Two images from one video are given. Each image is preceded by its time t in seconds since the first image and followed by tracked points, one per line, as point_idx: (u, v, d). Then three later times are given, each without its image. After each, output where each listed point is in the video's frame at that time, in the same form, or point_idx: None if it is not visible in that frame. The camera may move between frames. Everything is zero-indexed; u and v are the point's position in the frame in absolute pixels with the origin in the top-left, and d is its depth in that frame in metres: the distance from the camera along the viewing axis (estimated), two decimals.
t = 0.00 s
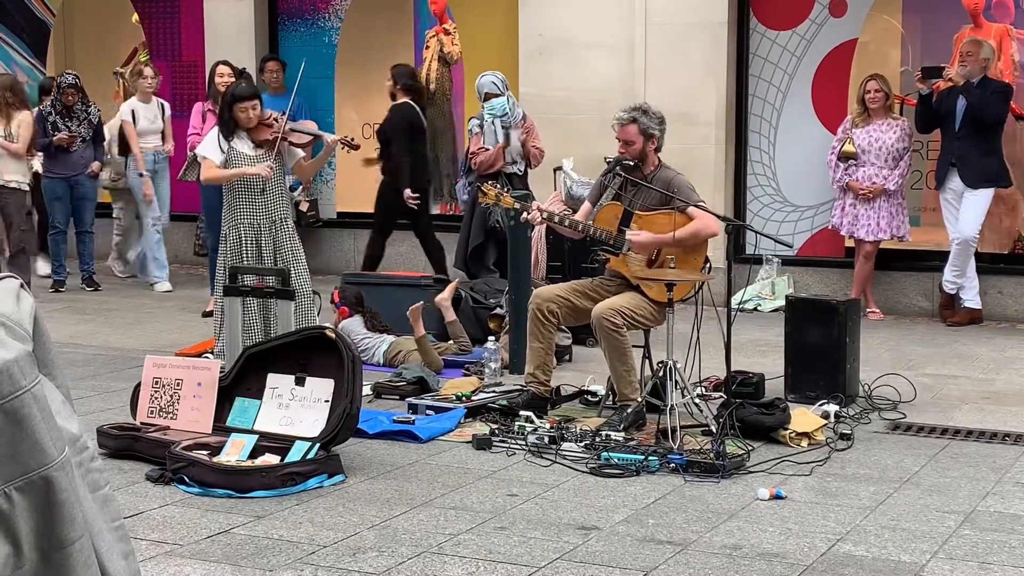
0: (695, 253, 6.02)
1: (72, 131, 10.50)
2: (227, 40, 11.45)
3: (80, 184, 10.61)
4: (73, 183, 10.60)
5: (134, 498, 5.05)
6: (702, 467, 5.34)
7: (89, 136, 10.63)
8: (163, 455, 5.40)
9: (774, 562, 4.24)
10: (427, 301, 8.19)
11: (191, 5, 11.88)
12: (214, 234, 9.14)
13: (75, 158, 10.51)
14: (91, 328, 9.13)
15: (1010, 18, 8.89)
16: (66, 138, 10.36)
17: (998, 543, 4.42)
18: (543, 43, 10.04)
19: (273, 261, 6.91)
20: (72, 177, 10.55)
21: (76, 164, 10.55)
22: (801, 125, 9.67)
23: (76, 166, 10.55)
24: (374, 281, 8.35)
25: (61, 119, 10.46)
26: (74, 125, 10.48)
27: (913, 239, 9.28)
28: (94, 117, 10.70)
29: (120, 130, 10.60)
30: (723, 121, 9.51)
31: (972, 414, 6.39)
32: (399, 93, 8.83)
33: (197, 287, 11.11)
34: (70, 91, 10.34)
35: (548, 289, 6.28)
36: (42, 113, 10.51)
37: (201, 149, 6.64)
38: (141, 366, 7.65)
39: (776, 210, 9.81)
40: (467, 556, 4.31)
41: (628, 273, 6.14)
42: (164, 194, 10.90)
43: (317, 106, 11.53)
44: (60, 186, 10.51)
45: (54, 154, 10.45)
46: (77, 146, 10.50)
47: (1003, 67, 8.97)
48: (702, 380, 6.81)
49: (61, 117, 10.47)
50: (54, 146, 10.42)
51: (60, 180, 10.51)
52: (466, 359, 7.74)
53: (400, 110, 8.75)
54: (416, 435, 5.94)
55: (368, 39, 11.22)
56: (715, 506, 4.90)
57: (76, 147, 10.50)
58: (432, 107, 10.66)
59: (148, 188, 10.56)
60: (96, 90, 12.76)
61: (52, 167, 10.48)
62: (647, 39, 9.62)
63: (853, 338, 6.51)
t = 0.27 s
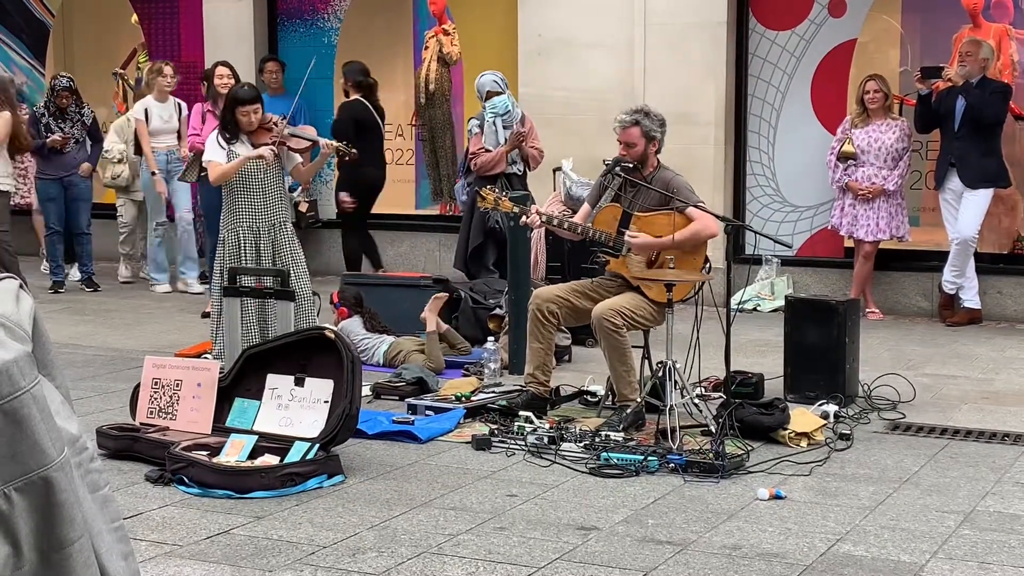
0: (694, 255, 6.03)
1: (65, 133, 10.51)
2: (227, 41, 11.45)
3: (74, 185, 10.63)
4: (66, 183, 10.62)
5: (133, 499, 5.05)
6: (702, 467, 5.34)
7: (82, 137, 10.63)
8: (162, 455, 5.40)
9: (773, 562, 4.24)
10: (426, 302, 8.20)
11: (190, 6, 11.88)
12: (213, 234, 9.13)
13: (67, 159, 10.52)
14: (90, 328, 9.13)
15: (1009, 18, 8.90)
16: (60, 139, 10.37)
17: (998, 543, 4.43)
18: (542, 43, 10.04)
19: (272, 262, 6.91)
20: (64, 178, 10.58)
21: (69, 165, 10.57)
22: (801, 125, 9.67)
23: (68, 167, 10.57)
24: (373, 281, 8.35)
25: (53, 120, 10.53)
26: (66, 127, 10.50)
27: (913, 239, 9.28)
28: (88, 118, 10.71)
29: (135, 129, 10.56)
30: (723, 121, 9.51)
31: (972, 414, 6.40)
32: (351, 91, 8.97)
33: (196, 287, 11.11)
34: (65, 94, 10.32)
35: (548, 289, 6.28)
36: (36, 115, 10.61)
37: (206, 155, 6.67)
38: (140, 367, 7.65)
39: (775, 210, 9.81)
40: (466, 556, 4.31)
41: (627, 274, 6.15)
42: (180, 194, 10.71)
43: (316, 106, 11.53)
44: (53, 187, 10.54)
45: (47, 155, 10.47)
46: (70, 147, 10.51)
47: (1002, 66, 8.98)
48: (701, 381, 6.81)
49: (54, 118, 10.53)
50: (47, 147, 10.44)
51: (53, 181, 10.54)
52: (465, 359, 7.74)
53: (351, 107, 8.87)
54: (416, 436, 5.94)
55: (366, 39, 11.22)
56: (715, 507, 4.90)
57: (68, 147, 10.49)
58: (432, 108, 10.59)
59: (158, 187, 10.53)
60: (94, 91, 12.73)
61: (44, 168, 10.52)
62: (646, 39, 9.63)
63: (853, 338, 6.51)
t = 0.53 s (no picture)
0: (693, 254, 6.03)
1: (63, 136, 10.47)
2: (226, 42, 11.45)
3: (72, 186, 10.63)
4: (65, 185, 10.62)
5: (133, 500, 5.05)
6: (701, 469, 5.34)
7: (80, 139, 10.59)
8: (162, 456, 5.41)
9: (773, 563, 4.24)
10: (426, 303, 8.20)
11: (189, 7, 11.89)
12: (213, 235, 9.14)
13: (66, 162, 10.52)
14: (90, 329, 9.13)
15: (1008, 19, 8.90)
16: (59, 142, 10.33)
17: (998, 543, 4.43)
18: (542, 44, 10.05)
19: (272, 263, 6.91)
20: (63, 179, 10.58)
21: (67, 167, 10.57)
22: (800, 125, 9.67)
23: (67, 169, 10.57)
24: (373, 282, 8.35)
25: (51, 123, 10.45)
26: (64, 130, 10.45)
27: (912, 240, 9.28)
28: (85, 119, 10.66)
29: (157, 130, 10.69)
30: (723, 122, 9.52)
31: (971, 415, 6.40)
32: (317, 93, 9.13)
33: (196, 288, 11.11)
34: (61, 96, 10.31)
35: (548, 290, 6.29)
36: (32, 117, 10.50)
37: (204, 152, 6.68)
38: (140, 368, 7.65)
39: (774, 211, 9.81)
40: (466, 557, 4.31)
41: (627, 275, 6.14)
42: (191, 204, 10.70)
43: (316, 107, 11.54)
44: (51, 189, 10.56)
45: (44, 158, 10.46)
46: (69, 150, 10.49)
47: (1002, 67, 8.99)
48: (701, 382, 6.82)
49: (51, 121, 10.46)
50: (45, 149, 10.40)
51: (52, 183, 10.56)
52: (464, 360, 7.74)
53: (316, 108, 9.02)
54: (415, 437, 5.94)
55: (366, 40, 11.23)
56: (715, 507, 4.90)
57: (67, 150, 10.48)
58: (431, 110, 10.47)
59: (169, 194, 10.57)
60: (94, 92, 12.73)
61: (43, 171, 10.52)
62: (646, 40, 9.63)
63: (853, 339, 6.51)
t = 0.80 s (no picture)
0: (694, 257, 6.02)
1: (67, 138, 10.50)
2: (226, 44, 11.45)
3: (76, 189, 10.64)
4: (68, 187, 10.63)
5: (133, 502, 5.04)
6: (701, 470, 5.34)
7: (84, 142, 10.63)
8: (162, 458, 5.40)
9: (774, 564, 4.24)
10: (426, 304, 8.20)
11: (189, 8, 11.88)
12: (214, 237, 9.13)
13: (71, 165, 10.52)
14: (90, 331, 9.13)
15: (1009, 20, 8.89)
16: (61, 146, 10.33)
17: (998, 545, 4.43)
18: (542, 46, 10.05)
19: (272, 264, 6.91)
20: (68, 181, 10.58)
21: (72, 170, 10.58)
22: (800, 127, 9.67)
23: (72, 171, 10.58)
24: (373, 284, 8.34)
25: (56, 125, 10.46)
26: (70, 133, 10.48)
27: (913, 241, 9.28)
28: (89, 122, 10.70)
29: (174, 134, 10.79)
30: (722, 124, 9.52)
31: (971, 417, 6.39)
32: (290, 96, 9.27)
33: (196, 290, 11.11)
34: (66, 96, 10.32)
35: (548, 291, 6.29)
36: (35, 118, 10.46)
37: (203, 159, 6.64)
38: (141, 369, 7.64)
39: (775, 213, 9.81)
40: (466, 559, 4.31)
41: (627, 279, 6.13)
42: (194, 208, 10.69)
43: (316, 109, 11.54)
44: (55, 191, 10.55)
45: (49, 160, 10.46)
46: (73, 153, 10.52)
47: (1002, 69, 8.99)
48: (701, 383, 6.82)
49: (56, 123, 10.47)
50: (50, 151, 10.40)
51: (56, 185, 10.56)
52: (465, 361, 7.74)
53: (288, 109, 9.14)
54: (415, 439, 5.94)
55: (366, 41, 11.22)
56: (714, 509, 4.90)
57: (72, 152, 10.49)
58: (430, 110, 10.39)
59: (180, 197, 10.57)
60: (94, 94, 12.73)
61: (46, 173, 10.52)
62: (645, 41, 9.63)
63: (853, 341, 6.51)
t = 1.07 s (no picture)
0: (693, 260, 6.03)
1: (71, 139, 10.55)
2: (227, 46, 11.45)
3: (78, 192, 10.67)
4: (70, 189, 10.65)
5: (133, 503, 5.04)
6: (701, 472, 5.34)
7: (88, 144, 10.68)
8: (162, 459, 5.40)
9: (774, 567, 4.23)
10: (426, 306, 8.20)
11: (190, 10, 11.89)
12: (215, 238, 9.14)
13: (72, 166, 10.56)
14: (90, 333, 9.13)
15: (1009, 23, 8.90)
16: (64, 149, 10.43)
17: (998, 547, 4.43)
18: (542, 48, 10.05)
19: (273, 266, 6.90)
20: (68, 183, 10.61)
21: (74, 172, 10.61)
22: (800, 129, 9.67)
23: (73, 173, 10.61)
24: (374, 285, 8.35)
25: (61, 126, 10.51)
26: (75, 134, 10.54)
27: (913, 244, 9.28)
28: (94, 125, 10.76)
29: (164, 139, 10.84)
30: (722, 126, 9.52)
31: (971, 419, 6.39)
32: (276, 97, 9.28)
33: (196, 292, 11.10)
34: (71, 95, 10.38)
35: (548, 293, 6.29)
36: (41, 118, 10.54)
37: (202, 160, 6.64)
38: (140, 371, 7.64)
39: (774, 215, 9.82)
40: (466, 561, 4.31)
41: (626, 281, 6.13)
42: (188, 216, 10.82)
43: (317, 111, 11.54)
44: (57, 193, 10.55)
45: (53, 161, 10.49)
46: (77, 154, 10.57)
47: (1002, 71, 8.98)
48: (702, 385, 6.82)
49: (61, 124, 10.51)
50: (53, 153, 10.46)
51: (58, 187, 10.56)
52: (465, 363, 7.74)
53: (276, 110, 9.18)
54: (416, 440, 5.95)
55: (367, 42, 11.23)
56: (714, 511, 4.90)
57: (74, 154, 10.55)
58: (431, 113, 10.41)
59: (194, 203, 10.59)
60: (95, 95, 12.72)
61: (49, 174, 10.54)
62: (645, 43, 9.63)
63: (853, 343, 6.51)
